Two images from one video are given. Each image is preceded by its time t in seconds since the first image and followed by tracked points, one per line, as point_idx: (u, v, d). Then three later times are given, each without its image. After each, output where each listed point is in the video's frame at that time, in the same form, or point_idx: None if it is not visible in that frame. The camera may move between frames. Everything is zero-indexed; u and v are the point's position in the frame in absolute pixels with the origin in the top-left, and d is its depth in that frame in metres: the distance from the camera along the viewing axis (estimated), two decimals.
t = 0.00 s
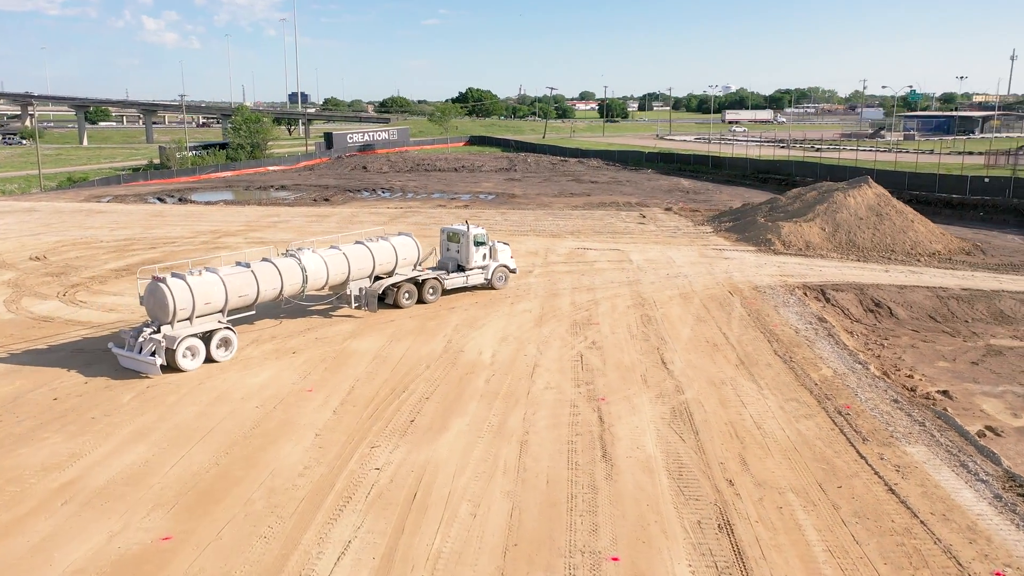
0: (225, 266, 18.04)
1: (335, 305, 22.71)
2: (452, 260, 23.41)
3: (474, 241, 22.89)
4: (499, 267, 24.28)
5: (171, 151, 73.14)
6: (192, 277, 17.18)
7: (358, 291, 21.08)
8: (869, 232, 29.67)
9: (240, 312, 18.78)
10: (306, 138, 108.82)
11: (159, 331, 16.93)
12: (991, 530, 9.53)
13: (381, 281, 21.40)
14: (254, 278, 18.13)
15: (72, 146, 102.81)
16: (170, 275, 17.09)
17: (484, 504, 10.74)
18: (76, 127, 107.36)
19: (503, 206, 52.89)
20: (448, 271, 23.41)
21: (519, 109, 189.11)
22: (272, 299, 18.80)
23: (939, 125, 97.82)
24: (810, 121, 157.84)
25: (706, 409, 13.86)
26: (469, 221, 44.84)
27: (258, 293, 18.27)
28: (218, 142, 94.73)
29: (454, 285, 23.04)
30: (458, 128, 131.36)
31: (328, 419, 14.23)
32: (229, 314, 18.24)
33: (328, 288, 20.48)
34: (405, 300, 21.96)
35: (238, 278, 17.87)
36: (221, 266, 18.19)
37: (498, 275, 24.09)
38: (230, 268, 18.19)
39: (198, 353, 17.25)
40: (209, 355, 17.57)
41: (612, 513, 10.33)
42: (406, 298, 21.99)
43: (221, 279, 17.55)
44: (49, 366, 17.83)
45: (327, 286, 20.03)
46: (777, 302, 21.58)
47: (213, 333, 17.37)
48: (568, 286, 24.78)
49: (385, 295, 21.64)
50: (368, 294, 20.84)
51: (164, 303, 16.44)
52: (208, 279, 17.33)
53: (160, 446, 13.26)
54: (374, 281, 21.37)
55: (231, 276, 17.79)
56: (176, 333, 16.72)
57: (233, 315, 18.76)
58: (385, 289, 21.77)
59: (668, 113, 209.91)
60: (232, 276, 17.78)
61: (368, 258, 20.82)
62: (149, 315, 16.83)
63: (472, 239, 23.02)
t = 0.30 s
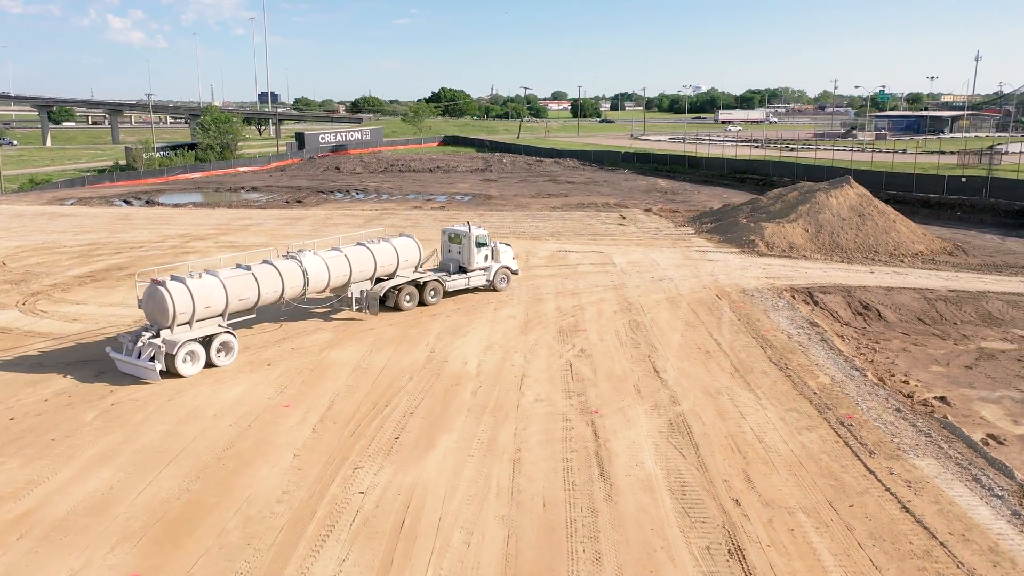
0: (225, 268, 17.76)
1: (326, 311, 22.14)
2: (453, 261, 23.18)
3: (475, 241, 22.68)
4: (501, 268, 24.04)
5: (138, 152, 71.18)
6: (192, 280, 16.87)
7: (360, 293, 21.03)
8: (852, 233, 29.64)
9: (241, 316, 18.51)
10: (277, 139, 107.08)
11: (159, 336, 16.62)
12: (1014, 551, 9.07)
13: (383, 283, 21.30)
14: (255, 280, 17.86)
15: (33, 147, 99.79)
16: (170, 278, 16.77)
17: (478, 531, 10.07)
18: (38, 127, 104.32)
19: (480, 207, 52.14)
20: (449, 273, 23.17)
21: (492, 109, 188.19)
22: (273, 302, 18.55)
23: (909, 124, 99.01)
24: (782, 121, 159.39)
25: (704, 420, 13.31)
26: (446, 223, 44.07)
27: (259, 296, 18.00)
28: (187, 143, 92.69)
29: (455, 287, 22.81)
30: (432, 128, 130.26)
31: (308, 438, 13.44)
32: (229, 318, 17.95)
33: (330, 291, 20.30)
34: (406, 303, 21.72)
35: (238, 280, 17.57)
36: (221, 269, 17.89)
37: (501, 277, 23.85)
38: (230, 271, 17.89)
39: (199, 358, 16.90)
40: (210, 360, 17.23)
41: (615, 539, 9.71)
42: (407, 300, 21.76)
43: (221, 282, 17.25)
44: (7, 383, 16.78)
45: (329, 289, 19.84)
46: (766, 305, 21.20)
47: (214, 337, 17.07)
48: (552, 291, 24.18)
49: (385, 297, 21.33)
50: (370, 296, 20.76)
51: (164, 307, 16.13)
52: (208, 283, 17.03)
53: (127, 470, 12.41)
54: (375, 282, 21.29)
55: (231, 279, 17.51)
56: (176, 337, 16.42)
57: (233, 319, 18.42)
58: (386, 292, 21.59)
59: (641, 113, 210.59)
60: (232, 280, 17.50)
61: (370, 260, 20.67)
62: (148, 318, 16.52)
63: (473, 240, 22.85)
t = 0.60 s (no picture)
0: (220, 272, 17.45)
1: (326, 314, 21.94)
2: (451, 263, 22.80)
3: (474, 243, 22.34)
4: (499, 270, 23.78)
5: (97, 153, 69.01)
6: (187, 284, 16.55)
7: (358, 296, 20.69)
8: (829, 234, 29.76)
9: (235, 320, 18.20)
10: (242, 140, 104.99)
11: (153, 341, 16.24)
12: None
13: (380, 285, 20.91)
14: (251, 284, 17.58)
15: None
16: (165, 282, 16.43)
17: (468, 563, 9.41)
18: None
19: (452, 209, 51.39)
20: (447, 275, 22.83)
21: (460, 109, 187.02)
22: (269, 305, 18.28)
23: (874, 125, 100.63)
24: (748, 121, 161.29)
25: (698, 433, 12.79)
26: (419, 226, 43.24)
27: (255, 299, 17.72)
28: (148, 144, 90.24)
29: (454, 289, 22.48)
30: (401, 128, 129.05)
31: (281, 460, 12.65)
32: (224, 323, 17.65)
33: (326, 294, 20.00)
34: (403, 306, 21.42)
35: (234, 284, 17.27)
36: (216, 272, 17.55)
37: (498, 279, 23.60)
38: (225, 274, 17.57)
39: (194, 364, 16.59)
40: (206, 366, 16.92)
41: (615, 569, 9.13)
42: (404, 303, 21.47)
43: (217, 286, 16.95)
44: None
45: (325, 291, 19.56)
46: (750, 309, 20.87)
47: (210, 342, 16.77)
48: (530, 296, 23.61)
49: (382, 300, 21.00)
50: (367, 299, 20.44)
51: (160, 312, 15.77)
52: (204, 287, 16.71)
53: (85, 499, 11.51)
54: (372, 285, 20.92)
55: (227, 283, 17.22)
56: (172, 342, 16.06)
57: (228, 322, 18.14)
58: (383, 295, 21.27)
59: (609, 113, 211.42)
60: (228, 283, 17.20)
61: (367, 262, 20.32)
62: (143, 323, 16.15)
63: (472, 241, 22.48)
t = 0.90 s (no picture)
0: (215, 274, 17.05)
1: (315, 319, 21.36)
2: (446, 265, 22.68)
3: (469, 245, 22.21)
4: (495, 272, 23.56)
5: (51, 155, 66.56)
6: (181, 287, 16.17)
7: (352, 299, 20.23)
8: (803, 235, 29.79)
9: (231, 324, 17.83)
10: (202, 141, 102.44)
11: (147, 346, 15.94)
12: None
13: (375, 288, 20.57)
14: (246, 287, 17.16)
15: None
16: (158, 285, 16.07)
17: None
18: None
19: (420, 211, 50.50)
20: (442, 277, 22.69)
21: (425, 109, 185.47)
22: (264, 309, 17.86)
23: (837, 125, 102.21)
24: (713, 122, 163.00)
25: (689, 447, 12.28)
26: (387, 228, 42.31)
27: (250, 303, 17.33)
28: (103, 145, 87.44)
29: (450, 291, 22.28)
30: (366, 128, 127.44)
31: (250, 484, 11.84)
32: (219, 326, 17.27)
33: (321, 297, 19.56)
34: (398, 309, 21.14)
35: (228, 287, 16.87)
36: (210, 275, 17.16)
37: (495, 280, 23.40)
38: (219, 277, 17.19)
39: (188, 369, 16.19)
40: (201, 371, 16.56)
41: None
42: (399, 306, 21.21)
43: (211, 289, 16.56)
44: None
45: (320, 295, 19.15)
46: (730, 313, 20.52)
47: (204, 346, 16.38)
48: (506, 301, 22.98)
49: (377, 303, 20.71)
50: (362, 302, 20.02)
51: (152, 315, 15.41)
52: (197, 290, 16.33)
53: (33, 534, 10.58)
54: (367, 288, 20.56)
55: (221, 286, 16.81)
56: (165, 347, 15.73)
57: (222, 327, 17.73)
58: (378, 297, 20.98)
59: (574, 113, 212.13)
60: (222, 286, 16.79)
61: (362, 265, 19.93)
62: (135, 328, 15.82)
63: (467, 243, 22.33)
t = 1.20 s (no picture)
0: (208, 276, 16.69)
1: (308, 320, 20.98)
2: (441, 266, 22.43)
3: (464, 246, 21.91)
4: (490, 273, 23.26)
5: None
6: (173, 290, 15.78)
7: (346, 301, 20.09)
8: (776, 236, 29.78)
9: (224, 327, 17.49)
10: (160, 142, 99.63)
11: (138, 350, 15.53)
12: None
13: (369, 290, 20.33)
14: (239, 290, 16.83)
15: None
16: (149, 288, 15.67)
17: None
18: None
19: (387, 213, 49.53)
20: (437, 278, 22.42)
21: (388, 109, 183.49)
22: (257, 312, 17.59)
23: (800, 125, 103.63)
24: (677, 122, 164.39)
25: (680, 462, 11.77)
26: (354, 231, 41.30)
27: (243, 306, 17.00)
28: (55, 146, 84.33)
29: (444, 293, 22.05)
30: (329, 129, 125.47)
31: (216, 512, 11.02)
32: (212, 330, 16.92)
33: (314, 299, 19.32)
34: (392, 310, 20.92)
35: (221, 290, 16.53)
36: (202, 278, 16.79)
37: (489, 282, 23.12)
38: (211, 279, 16.81)
39: (182, 373, 15.88)
40: (194, 375, 16.23)
41: None
42: (393, 308, 20.96)
43: (204, 292, 16.22)
44: None
45: (314, 297, 18.93)
46: (710, 318, 20.16)
47: (197, 350, 16.04)
48: (480, 307, 22.33)
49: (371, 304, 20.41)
50: (357, 304, 19.85)
51: (144, 319, 15.02)
52: (190, 293, 15.97)
53: None
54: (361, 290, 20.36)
55: (214, 289, 16.46)
56: (157, 351, 15.34)
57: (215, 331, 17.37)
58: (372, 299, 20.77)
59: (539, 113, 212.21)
60: (215, 289, 16.43)
61: (356, 266, 19.71)
62: (127, 332, 15.40)
63: (462, 244, 22.04)
